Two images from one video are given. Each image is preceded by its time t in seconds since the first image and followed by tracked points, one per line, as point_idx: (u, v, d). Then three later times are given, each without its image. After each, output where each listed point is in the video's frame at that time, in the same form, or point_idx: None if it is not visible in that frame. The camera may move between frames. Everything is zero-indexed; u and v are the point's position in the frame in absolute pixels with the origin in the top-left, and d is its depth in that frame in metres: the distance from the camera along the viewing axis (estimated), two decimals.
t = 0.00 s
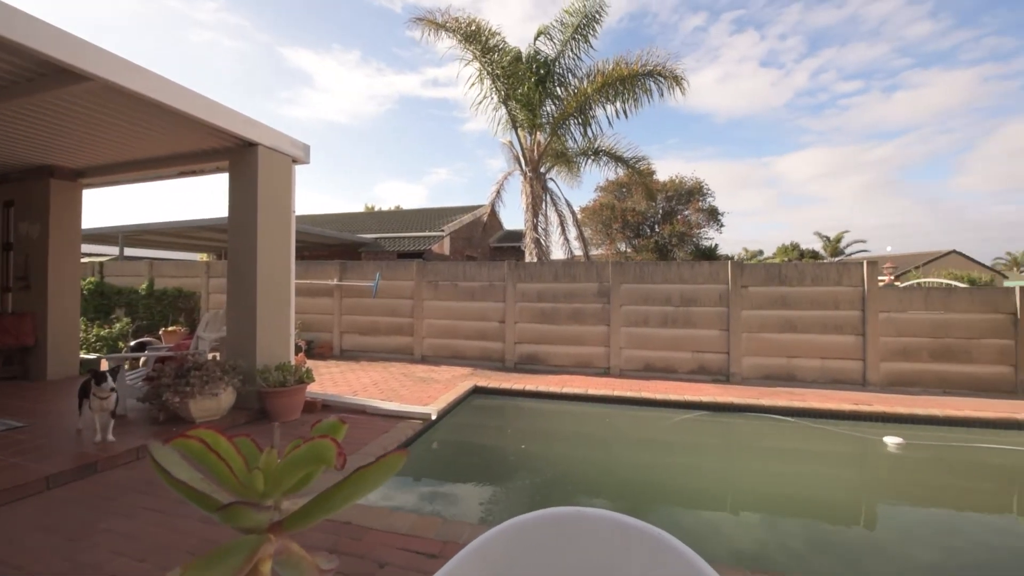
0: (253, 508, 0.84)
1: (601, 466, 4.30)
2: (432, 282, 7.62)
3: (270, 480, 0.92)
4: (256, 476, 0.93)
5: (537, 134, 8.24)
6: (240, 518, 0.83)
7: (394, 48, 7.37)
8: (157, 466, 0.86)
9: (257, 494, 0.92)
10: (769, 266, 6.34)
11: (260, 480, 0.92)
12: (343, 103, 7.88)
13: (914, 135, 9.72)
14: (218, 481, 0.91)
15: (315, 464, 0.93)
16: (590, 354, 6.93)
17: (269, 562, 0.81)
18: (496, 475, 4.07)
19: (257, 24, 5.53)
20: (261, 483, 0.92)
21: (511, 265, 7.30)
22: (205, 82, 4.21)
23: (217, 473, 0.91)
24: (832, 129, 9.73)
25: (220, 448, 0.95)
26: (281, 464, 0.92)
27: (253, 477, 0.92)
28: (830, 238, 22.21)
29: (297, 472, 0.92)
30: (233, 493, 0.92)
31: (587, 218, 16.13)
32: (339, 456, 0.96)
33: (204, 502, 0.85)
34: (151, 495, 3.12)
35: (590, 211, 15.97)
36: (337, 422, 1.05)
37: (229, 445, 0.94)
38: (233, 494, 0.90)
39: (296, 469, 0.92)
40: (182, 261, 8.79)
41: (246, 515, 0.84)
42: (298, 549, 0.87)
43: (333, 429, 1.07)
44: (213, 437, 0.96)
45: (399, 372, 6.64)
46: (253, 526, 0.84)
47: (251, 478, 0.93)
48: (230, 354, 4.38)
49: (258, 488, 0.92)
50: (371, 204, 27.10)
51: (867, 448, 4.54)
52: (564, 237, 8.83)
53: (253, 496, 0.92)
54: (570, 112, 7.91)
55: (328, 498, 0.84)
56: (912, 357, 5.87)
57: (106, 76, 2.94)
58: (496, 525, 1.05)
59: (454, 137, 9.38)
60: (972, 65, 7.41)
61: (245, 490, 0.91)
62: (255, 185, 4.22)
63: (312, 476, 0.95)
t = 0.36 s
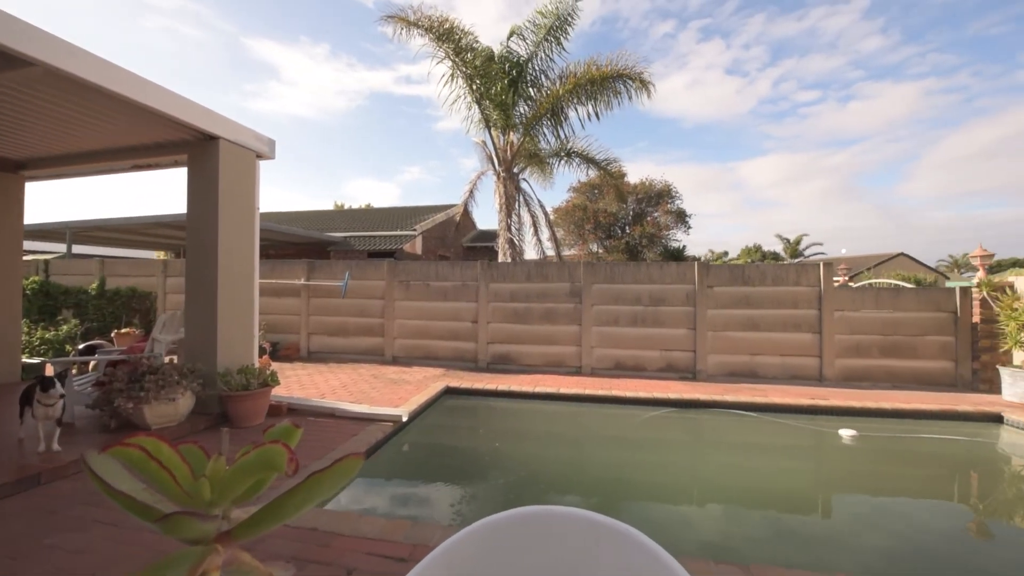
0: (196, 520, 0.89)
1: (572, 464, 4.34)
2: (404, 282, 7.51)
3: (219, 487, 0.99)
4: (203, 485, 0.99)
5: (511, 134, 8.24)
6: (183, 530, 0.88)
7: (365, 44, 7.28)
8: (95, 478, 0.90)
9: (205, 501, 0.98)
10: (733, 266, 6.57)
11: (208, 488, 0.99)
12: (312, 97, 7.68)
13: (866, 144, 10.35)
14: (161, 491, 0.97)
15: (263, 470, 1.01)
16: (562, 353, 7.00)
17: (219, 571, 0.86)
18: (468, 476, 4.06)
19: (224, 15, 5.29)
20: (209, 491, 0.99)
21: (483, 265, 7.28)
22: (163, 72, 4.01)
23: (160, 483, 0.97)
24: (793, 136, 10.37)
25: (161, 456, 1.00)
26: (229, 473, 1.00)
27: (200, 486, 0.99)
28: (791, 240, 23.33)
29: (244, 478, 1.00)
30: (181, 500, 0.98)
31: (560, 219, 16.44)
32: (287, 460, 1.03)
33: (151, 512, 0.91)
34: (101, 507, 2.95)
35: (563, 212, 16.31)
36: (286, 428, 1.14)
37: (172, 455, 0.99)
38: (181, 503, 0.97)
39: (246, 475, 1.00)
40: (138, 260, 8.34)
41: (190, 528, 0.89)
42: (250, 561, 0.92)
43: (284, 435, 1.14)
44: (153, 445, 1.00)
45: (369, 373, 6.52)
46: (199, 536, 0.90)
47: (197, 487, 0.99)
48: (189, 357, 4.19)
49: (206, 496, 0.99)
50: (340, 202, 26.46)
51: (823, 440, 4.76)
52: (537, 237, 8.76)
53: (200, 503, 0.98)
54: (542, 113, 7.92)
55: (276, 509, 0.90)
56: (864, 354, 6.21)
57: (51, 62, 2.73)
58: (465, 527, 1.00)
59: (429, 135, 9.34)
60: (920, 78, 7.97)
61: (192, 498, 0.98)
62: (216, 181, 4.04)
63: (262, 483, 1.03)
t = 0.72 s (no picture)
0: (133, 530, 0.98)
1: (544, 462, 4.38)
2: (374, 282, 7.37)
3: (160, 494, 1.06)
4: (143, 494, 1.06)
5: (484, 133, 8.20)
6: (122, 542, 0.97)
7: (335, 37, 7.20)
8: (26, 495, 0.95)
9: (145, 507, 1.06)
10: (700, 267, 6.77)
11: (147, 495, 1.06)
12: (279, 89, 7.45)
13: (824, 150, 11.12)
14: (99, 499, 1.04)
15: (205, 477, 1.10)
16: (534, 353, 7.02)
17: None
18: (439, 477, 4.02)
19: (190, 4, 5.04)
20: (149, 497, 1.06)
21: (456, 264, 7.23)
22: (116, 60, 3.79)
23: (96, 493, 1.03)
24: (756, 142, 10.82)
25: (98, 465, 1.06)
26: (172, 482, 1.09)
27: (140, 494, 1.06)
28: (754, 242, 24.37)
29: (187, 487, 1.08)
30: (121, 509, 1.06)
31: (533, 219, 16.84)
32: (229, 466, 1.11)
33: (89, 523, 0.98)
34: (43, 521, 2.76)
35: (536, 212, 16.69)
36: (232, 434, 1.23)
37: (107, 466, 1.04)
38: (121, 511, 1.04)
39: (189, 485, 1.08)
40: (88, 258, 7.86)
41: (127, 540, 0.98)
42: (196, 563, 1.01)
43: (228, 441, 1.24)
44: (90, 454, 1.07)
45: (338, 375, 6.36)
46: (139, 548, 1.01)
47: (137, 497, 1.06)
48: (143, 361, 3.97)
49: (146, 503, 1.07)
50: (308, 200, 25.75)
51: (783, 434, 4.97)
52: (509, 238, 8.75)
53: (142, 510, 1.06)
54: (515, 113, 7.91)
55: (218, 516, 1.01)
56: (821, 351, 6.52)
57: None
58: (435, 530, 1.08)
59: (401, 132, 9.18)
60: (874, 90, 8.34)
61: (132, 505, 1.06)
62: (173, 175, 3.86)
63: (208, 490, 1.12)
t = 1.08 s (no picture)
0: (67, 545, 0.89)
1: (517, 462, 4.38)
2: (343, 282, 7.21)
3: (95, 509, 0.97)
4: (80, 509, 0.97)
5: (457, 132, 8.13)
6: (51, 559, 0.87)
7: (304, 30, 6.97)
8: None
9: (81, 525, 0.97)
10: (668, 268, 6.94)
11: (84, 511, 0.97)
12: (246, 80, 7.21)
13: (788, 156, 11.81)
14: (23, 516, 0.93)
15: (153, 487, 1.00)
16: (507, 353, 7.03)
17: None
18: (410, 480, 3.96)
19: None
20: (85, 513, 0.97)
21: (428, 264, 7.16)
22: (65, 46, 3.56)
23: (27, 509, 0.92)
24: (722, 147, 11.23)
25: (26, 476, 0.94)
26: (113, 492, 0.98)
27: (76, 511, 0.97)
28: (720, 243, 25.17)
29: (134, 496, 0.99)
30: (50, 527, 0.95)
31: (507, 220, 17.15)
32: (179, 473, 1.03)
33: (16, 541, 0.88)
34: None
35: (509, 213, 17.00)
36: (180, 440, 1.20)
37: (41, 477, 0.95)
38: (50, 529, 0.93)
39: (130, 495, 0.98)
40: (33, 256, 7.38)
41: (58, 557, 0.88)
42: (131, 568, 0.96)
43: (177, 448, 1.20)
44: (18, 465, 0.95)
45: (305, 377, 6.19)
46: (72, 564, 0.89)
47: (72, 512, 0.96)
48: (94, 365, 3.74)
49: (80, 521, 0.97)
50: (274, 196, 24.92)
51: (747, 428, 5.17)
52: (481, 238, 8.72)
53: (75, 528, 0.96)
54: (489, 113, 7.87)
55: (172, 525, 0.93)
56: (782, 348, 6.80)
57: None
58: (409, 530, 1.08)
59: (372, 129, 9.01)
60: (829, 100, 8.90)
61: (65, 523, 0.96)
62: (127, 170, 3.65)
63: (152, 500, 1.02)
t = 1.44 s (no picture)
0: None
1: (489, 462, 4.36)
2: (311, 281, 7.01)
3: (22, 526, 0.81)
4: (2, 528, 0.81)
5: (430, 130, 8.03)
6: None
7: (269, 22, 6.68)
8: None
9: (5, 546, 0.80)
10: (639, 268, 7.08)
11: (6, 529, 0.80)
12: (209, 72, 6.94)
13: (751, 162, 12.26)
14: None
15: (92, 498, 0.87)
16: (480, 352, 7.01)
17: None
18: (380, 483, 3.88)
19: None
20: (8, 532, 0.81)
21: (400, 263, 7.04)
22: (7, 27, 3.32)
23: None
24: (691, 150, 11.72)
25: None
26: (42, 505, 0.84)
27: None
28: (689, 245, 25.89)
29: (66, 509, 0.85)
30: None
31: (479, 220, 17.41)
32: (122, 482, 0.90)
33: None
34: None
35: (482, 213, 17.26)
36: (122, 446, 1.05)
37: None
38: None
39: (61, 508, 0.85)
40: None
41: None
42: None
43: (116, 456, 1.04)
44: None
45: (271, 380, 5.98)
46: None
47: None
48: (38, 369, 3.51)
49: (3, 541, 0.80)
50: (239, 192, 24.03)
51: (713, 423, 5.34)
52: (455, 237, 8.64)
53: None
54: (464, 112, 7.80)
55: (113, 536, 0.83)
56: (746, 346, 7.05)
57: None
58: (382, 531, 1.09)
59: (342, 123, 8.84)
60: (790, 108, 9.53)
61: None
62: (76, 163, 3.44)
63: (90, 514, 0.88)
